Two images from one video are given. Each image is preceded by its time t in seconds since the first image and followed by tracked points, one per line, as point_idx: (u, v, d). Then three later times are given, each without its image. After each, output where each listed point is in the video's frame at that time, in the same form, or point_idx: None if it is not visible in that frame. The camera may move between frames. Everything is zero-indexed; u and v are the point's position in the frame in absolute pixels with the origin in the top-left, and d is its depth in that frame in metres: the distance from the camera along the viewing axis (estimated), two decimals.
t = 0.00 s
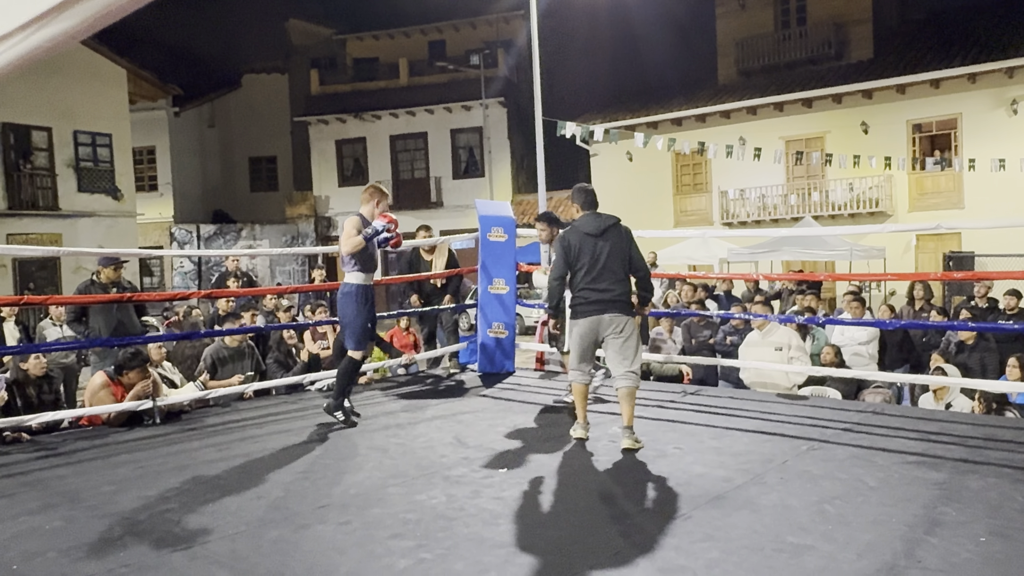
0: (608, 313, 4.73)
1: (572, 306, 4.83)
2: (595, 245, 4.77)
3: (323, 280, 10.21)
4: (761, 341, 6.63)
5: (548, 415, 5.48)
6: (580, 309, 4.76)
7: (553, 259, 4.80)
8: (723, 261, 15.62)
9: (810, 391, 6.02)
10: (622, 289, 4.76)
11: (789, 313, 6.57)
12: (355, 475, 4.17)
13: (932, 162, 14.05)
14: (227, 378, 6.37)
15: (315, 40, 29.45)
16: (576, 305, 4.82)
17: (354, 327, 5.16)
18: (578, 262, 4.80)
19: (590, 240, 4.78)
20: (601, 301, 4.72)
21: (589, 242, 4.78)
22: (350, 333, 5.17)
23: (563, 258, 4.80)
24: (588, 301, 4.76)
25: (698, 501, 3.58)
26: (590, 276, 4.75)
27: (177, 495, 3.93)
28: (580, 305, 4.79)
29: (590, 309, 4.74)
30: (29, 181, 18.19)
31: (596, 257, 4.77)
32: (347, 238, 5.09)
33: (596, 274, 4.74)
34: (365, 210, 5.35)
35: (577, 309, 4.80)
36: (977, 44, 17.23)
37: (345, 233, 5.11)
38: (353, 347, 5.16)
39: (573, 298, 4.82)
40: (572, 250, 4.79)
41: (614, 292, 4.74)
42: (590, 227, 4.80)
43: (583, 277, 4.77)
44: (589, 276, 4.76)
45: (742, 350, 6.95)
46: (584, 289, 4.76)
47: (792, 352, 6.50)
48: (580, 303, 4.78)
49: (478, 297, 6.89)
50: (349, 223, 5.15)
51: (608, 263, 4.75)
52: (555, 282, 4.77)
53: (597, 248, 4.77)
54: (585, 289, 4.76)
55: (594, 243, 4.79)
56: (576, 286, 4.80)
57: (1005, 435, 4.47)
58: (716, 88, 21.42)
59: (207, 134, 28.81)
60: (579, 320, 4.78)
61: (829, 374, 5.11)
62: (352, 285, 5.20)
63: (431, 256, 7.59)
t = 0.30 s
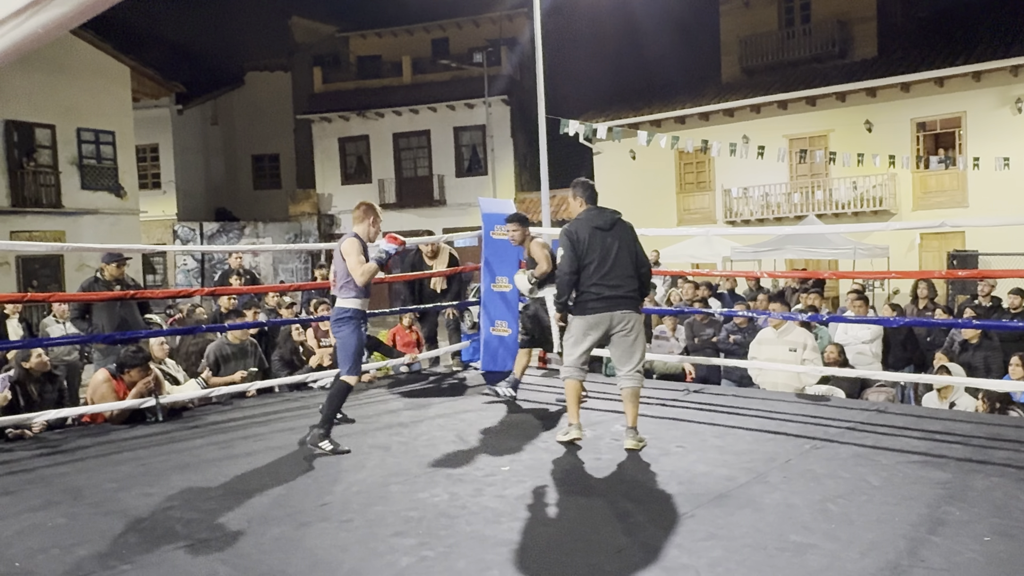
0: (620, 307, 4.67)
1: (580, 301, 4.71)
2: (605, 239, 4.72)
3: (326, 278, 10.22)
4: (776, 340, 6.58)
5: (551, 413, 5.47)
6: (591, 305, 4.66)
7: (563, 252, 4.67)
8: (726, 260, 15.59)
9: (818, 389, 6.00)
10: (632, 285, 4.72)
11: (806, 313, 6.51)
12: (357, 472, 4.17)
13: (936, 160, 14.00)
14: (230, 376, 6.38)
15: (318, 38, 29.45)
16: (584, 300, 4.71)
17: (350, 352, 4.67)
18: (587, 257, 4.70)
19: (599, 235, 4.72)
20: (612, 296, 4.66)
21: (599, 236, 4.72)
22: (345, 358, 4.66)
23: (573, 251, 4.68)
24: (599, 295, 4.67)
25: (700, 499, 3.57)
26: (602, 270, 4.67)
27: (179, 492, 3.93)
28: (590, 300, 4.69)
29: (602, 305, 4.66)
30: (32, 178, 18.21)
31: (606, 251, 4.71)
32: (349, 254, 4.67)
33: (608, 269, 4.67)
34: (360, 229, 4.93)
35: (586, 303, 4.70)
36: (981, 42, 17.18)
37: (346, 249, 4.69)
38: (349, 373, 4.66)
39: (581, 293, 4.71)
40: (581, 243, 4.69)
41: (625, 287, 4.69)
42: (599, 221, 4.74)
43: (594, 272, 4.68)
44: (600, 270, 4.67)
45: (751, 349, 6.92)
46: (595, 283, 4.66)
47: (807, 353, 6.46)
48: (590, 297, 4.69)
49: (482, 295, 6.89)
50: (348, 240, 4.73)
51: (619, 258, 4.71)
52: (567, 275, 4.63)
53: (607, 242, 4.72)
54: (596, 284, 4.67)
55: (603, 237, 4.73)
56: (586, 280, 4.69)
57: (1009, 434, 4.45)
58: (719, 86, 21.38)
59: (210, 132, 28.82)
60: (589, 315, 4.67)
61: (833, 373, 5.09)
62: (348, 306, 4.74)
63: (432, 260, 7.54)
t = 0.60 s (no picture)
0: (625, 303, 4.62)
1: (584, 297, 4.63)
2: (605, 234, 4.67)
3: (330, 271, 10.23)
4: (790, 335, 6.52)
5: (555, 407, 5.48)
6: (598, 301, 4.58)
7: (565, 248, 4.59)
8: (729, 254, 15.56)
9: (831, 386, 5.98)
10: (635, 279, 4.69)
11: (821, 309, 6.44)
12: (361, 466, 4.18)
13: (941, 155, 13.94)
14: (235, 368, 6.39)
15: (322, 32, 29.46)
16: (589, 296, 4.63)
17: (374, 331, 4.52)
18: (590, 252, 4.63)
19: (600, 230, 4.67)
20: (618, 291, 4.60)
21: (599, 232, 4.66)
22: (372, 338, 4.51)
23: (574, 247, 4.60)
24: (603, 291, 4.59)
25: (704, 493, 3.57)
26: (606, 265, 4.61)
27: (184, 485, 3.94)
28: (595, 296, 4.60)
29: (609, 300, 4.59)
30: (37, 172, 18.25)
31: (607, 246, 4.65)
32: (369, 226, 4.40)
33: (612, 264, 4.61)
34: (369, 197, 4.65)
35: (590, 300, 4.61)
36: (987, 37, 17.11)
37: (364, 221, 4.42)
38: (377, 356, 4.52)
39: (586, 289, 4.63)
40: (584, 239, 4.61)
41: (629, 282, 4.65)
42: (598, 216, 4.68)
43: (598, 268, 4.61)
44: (603, 266, 4.61)
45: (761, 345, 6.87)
46: (600, 279, 4.59)
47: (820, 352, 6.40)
48: (594, 293, 4.60)
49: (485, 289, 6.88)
50: (366, 210, 4.47)
51: (621, 252, 4.66)
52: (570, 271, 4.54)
53: (607, 237, 4.67)
54: (601, 279, 4.59)
55: (602, 232, 4.68)
56: (589, 276, 4.61)
57: (1015, 429, 4.44)
58: (724, 80, 21.31)
59: (214, 126, 28.82)
60: (596, 311, 4.59)
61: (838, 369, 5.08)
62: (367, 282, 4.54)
63: (437, 256, 7.45)
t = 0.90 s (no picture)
0: (652, 304, 4.59)
1: (613, 298, 4.54)
2: (633, 235, 4.60)
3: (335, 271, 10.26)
4: (798, 335, 6.50)
5: (561, 406, 5.48)
6: (625, 302, 4.54)
7: (600, 247, 4.46)
8: (736, 253, 15.52)
9: (838, 385, 5.96)
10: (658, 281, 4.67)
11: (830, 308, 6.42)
12: (368, 464, 4.18)
13: (949, 154, 13.89)
14: (242, 365, 6.41)
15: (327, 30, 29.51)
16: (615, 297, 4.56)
17: (411, 355, 4.20)
18: (620, 252, 4.55)
19: (629, 231, 4.60)
20: (645, 293, 4.57)
21: (629, 232, 4.59)
22: (409, 363, 4.18)
23: (609, 246, 4.49)
24: (633, 293, 4.54)
25: (711, 491, 3.57)
26: (634, 267, 4.56)
27: (192, 482, 3.96)
28: (625, 297, 4.54)
29: (637, 302, 4.55)
30: (44, 170, 18.28)
31: (636, 247, 4.60)
32: (409, 242, 4.18)
33: (642, 265, 4.56)
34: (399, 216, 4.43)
35: (619, 301, 4.54)
36: (994, 35, 17.06)
37: (404, 237, 4.21)
38: (416, 383, 4.18)
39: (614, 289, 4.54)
40: (616, 239, 4.53)
41: (654, 283, 4.62)
42: (627, 216, 4.61)
43: (627, 269, 4.55)
44: (632, 267, 4.55)
45: (768, 344, 6.86)
46: (630, 280, 4.53)
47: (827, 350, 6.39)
48: (623, 295, 4.54)
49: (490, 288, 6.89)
50: (405, 226, 4.25)
51: (647, 253, 4.62)
52: (607, 271, 4.44)
53: (636, 238, 4.61)
54: (630, 281, 4.54)
55: (630, 233, 4.61)
56: (621, 277, 4.53)
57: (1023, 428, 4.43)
58: (730, 79, 21.28)
59: (220, 124, 28.84)
60: (623, 312, 4.54)
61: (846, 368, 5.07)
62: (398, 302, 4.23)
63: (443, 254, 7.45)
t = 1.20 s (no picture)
0: (660, 304, 4.59)
1: (621, 300, 4.53)
2: (638, 235, 4.60)
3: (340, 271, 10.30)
4: (797, 340, 6.48)
5: (565, 405, 5.49)
6: (634, 302, 4.53)
7: (606, 250, 4.47)
8: (739, 253, 15.50)
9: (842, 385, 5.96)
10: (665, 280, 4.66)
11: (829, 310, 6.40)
12: (373, 463, 4.19)
13: (954, 154, 13.84)
14: (246, 365, 6.42)
15: (332, 30, 29.56)
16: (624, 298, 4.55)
17: (431, 345, 4.22)
18: (626, 253, 4.55)
19: (634, 232, 4.60)
20: (654, 293, 4.56)
21: (634, 233, 4.59)
22: (430, 352, 4.22)
23: (615, 249, 4.50)
24: (641, 293, 4.54)
25: (715, 491, 3.57)
26: (641, 266, 4.56)
27: (197, 481, 3.97)
28: (633, 298, 4.53)
29: (645, 301, 4.54)
30: (49, 170, 18.35)
31: (642, 247, 4.60)
32: (441, 227, 4.29)
33: (648, 265, 4.56)
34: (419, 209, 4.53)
35: (628, 302, 4.54)
36: (1000, 35, 17.02)
37: (434, 222, 4.32)
38: (429, 374, 4.21)
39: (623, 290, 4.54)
40: (621, 241, 4.53)
41: (662, 282, 4.61)
42: (631, 217, 4.61)
43: (634, 269, 4.54)
44: (639, 267, 4.55)
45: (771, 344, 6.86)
46: (638, 280, 4.53)
47: (830, 349, 6.39)
48: (632, 295, 4.53)
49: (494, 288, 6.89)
50: (433, 213, 4.37)
51: (653, 252, 4.62)
52: (614, 274, 4.44)
53: (640, 238, 4.61)
54: (638, 281, 4.54)
55: (634, 234, 4.61)
56: (627, 279, 4.53)
57: None
58: (734, 78, 21.26)
59: (225, 124, 28.85)
60: (633, 313, 4.53)
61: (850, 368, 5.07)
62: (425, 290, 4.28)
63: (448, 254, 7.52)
